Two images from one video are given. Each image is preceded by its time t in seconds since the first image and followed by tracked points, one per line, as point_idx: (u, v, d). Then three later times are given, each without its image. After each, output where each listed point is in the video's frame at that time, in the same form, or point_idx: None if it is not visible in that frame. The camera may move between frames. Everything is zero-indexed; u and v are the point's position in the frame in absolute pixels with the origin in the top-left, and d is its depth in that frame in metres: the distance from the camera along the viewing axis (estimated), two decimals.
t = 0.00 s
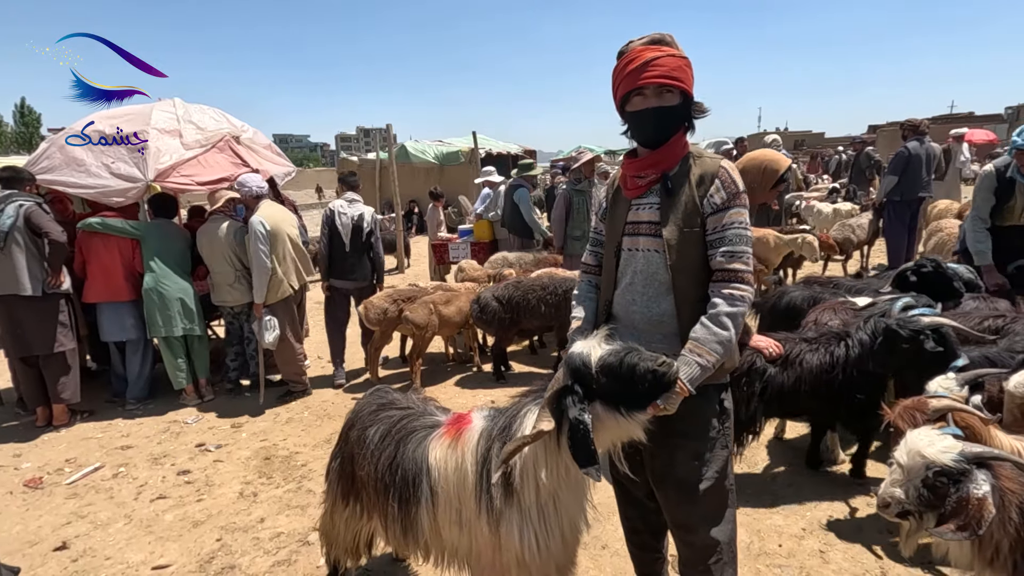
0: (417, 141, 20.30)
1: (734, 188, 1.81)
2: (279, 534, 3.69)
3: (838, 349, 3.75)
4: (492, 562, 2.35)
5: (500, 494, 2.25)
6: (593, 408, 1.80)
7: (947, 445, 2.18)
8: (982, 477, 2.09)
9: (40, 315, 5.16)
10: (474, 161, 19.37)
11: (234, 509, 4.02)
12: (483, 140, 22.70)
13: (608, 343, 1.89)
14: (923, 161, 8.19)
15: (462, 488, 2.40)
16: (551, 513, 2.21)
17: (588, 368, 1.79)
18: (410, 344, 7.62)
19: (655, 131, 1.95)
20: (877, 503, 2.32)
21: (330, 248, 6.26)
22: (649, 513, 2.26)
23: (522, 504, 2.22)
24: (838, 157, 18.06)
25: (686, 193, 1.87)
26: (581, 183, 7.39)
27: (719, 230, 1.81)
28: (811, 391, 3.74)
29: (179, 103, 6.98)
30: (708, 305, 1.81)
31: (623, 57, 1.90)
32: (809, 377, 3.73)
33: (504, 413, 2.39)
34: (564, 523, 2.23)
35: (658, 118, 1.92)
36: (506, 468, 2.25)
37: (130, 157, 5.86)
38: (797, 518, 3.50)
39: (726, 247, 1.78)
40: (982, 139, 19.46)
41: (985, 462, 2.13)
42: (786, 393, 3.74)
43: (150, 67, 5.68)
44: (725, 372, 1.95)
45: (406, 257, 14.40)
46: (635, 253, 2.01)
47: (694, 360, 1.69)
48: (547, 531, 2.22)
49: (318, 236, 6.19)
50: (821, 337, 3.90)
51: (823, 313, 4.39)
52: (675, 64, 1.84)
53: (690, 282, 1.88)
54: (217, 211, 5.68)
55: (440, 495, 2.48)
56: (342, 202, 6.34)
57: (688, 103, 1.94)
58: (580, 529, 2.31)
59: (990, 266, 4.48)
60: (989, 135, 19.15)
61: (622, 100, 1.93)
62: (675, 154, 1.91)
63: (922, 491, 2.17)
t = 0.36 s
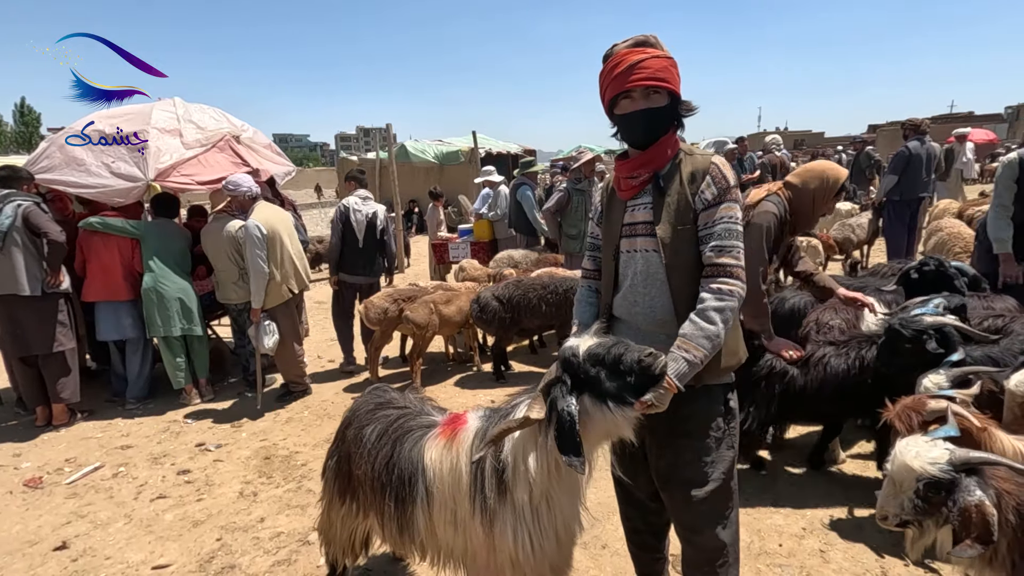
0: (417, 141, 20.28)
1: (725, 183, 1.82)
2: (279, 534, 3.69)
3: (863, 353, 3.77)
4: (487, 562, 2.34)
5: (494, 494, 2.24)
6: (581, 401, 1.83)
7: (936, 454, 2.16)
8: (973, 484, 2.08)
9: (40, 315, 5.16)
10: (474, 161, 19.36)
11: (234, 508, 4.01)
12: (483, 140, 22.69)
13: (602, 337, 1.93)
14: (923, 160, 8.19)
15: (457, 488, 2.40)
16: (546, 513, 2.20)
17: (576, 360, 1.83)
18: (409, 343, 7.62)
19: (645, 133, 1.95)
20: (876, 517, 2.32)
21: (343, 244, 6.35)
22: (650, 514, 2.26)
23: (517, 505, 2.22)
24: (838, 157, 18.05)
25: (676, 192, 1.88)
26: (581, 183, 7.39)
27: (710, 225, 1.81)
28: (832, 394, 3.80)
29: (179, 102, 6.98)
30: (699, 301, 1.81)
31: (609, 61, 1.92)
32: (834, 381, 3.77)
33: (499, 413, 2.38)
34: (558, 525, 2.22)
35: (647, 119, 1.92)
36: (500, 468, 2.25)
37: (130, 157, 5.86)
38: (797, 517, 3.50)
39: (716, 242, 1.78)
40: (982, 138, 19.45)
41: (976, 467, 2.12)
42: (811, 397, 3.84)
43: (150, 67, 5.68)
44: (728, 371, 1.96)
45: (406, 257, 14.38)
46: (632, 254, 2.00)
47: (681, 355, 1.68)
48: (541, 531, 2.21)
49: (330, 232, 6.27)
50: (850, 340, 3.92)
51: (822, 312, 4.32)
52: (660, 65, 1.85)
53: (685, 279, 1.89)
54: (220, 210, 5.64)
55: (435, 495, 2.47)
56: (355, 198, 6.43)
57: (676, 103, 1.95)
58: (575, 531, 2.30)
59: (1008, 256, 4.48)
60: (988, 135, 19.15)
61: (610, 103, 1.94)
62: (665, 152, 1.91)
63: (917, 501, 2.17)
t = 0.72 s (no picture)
0: (417, 141, 20.28)
1: (721, 184, 1.81)
2: (279, 534, 3.69)
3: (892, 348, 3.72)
4: (485, 562, 2.34)
5: (492, 495, 2.24)
6: (577, 398, 1.83)
7: (931, 456, 2.16)
8: (967, 485, 2.08)
9: (40, 314, 5.16)
10: (474, 160, 19.34)
11: (234, 508, 4.01)
12: (483, 140, 22.68)
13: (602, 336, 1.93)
14: (924, 160, 8.18)
15: (456, 489, 2.39)
16: (544, 514, 2.20)
17: (574, 358, 1.83)
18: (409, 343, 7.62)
19: (643, 133, 1.94)
20: (877, 519, 2.32)
21: (343, 245, 6.34)
22: (651, 515, 2.26)
23: (514, 506, 2.21)
24: (838, 157, 18.05)
25: (672, 192, 1.87)
26: (582, 184, 7.38)
27: (705, 226, 1.80)
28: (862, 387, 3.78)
29: (179, 102, 6.98)
30: (694, 301, 1.81)
31: (609, 61, 1.91)
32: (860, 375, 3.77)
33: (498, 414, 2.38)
34: (556, 525, 2.22)
35: (646, 120, 1.92)
36: (498, 468, 2.24)
37: (131, 157, 5.86)
38: (798, 518, 3.49)
39: (710, 243, 1.77)
40: (982, 138, 19.42)
41: (971, 468, 2.11)
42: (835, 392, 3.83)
43: (150, 67, 5.67)
44: (727, 372, 1.95)
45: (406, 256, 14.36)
46: (630, 255, 2.01)
47: (675, 357, 1.68)
48: (539, 532, 2.21)
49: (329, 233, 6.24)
50: (879, 335, 3.86)
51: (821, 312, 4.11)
52: (660, 66, 1.85)
53: (681, 280, 1.88)
54: (218, 210, 5.62)
55: (435, 495, 2.47)
56: (351, 198, 6.44)
57: (676, 104, 1.94)
58: (574, 533, 2.29)
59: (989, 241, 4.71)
60: (989, 134, 19.15)
61: (610, 104, 1.94)
62: (663, 154, 1.90)
63: (914, 503, 2.16)
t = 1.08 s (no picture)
0: (417, 141, 20.28)
1: (722, 185, 1.80)
2: (280, 534, 3.68)
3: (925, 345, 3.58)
4: (488, 563, 2.33)
5: (495, 497, 2.23)
6: (581, 402, 1.82)
7: (927, 461, 2.17)
8: (964, 491, 2.06)
9: (42, 315, 5.16)
10: (475, 160, 19.33)
11: (234, 508, 4.01)
12: (484, 140, 22.70)
13: (608, 340, 1.92)
14: (925, 160, 8.17)
15: (458, 490, 2.39)
16: (547, 515, 2.19)
17: (579, 362, 1.83)
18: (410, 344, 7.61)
19: (644, 134, 1.94)
20: (882, 527, 2.31)
21: (338, 248, 6.35)
22: (651, 516, 2.26)
23: (517, 508, 2.20)
24: (839, 157, 18.03)
25: (673, 193, 1.87)
26: (583, 185, 7.37)
27: (706, 227, 1.80)
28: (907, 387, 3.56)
29: (179, 102, 6.98)
30: (695, 302, 1.80)
31: (610, 61, 1.91)
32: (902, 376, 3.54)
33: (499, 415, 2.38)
34: (558, 527, 2.21)
35: (647, 121, 1.91)
36: (501, 470, 2.24)
37: (132, 156, 5.86)
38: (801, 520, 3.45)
39: (711, 245, 1.76)
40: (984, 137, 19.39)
41: (968, 473, 2.10)
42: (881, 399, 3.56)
43: (150, 67, 5.66)
44: (727, 373, 1.95)
45: (407, 257, 14.36)
46: (630, 256, 2.01)
47: (678, 361, 1.68)
48: (542, 534, 2.20)
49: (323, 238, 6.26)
50: (899, 334, 3.71)
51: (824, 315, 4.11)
52: (662, 67, 1.84)
53: (682, 281, 1.87)
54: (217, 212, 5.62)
55: (437, 496, 2.46)
56: (341, 201, 6.49)
57: (677, 105, 1.94)
58: (576, 535, 2.28)
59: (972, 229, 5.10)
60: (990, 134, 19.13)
61: (611, 105, 1.93)
62: (663, 155, 1.90)
63: (916, 510, 2.15)
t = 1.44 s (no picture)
0: (418, 141, 20.26)
1: (726, 184, 1.79)
2: (281, 535, 3.67)
3: (931, 346, 3.58)
4: (493, 565, 2.32)
5: (500, 499, 2.22)
6: (588, 404, 1.81)
7: (902, 471, 2.07)
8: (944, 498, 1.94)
9: (44, 315, 5.16)
10: (476, 161, 19.33)
11: (235, 509, 4.00)
12: (485, 140, 22.69)
13: (615, 340, 1.91)
14: (929, 160, 8.15)
15: (464, 492, 2.37)
16: (552, 517, 2.18)
17: (587, 363, 1.82)
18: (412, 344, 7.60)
19: (647, 134, 1.93)
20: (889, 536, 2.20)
21: (335, 248, 6.34)
22: (654, 517, 2.24)
23: (523, 510, 2.19)
24: (840, 157, 18.01)
25: (676, 192, 1.85)
26: (585, 185, 7.35)
27: (710, 227, 1.79)
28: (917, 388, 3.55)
29: (180, 101, 6.98)
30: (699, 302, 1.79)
31: (611, 61, 1.90)
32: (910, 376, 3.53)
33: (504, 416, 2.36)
34: (564, 529, 2.20)
35: (648, 121, 1.90)
36: (507, 471, 2.22)
37: (132, 156, 5.85)
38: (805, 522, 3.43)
39: (716, 244, 1.75)
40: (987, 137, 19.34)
41: (947, 480, 1.96)
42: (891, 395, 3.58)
43: (150, 67, 5.66)
44: (731, 374, 1.94)
45: (408, 256, 14.36)
46: (632, 256, 1.99)
47: (686, 361, 1.67)
48: (548, 536, 2.19)
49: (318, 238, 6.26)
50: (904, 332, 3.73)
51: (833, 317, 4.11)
52: (663, 67, 1.83)
53: (686, 281, 1.87)
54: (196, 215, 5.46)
55: (442, 498, 2.45)
56: (338, 201, 6.51)
57: (679, 104, 1.92)
58: (581, 536, 2.27)
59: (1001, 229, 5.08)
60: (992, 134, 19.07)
61: (612, 105, 1.92)
62: (666, 154, 1.89)
63: (909, 520, 2.05)
